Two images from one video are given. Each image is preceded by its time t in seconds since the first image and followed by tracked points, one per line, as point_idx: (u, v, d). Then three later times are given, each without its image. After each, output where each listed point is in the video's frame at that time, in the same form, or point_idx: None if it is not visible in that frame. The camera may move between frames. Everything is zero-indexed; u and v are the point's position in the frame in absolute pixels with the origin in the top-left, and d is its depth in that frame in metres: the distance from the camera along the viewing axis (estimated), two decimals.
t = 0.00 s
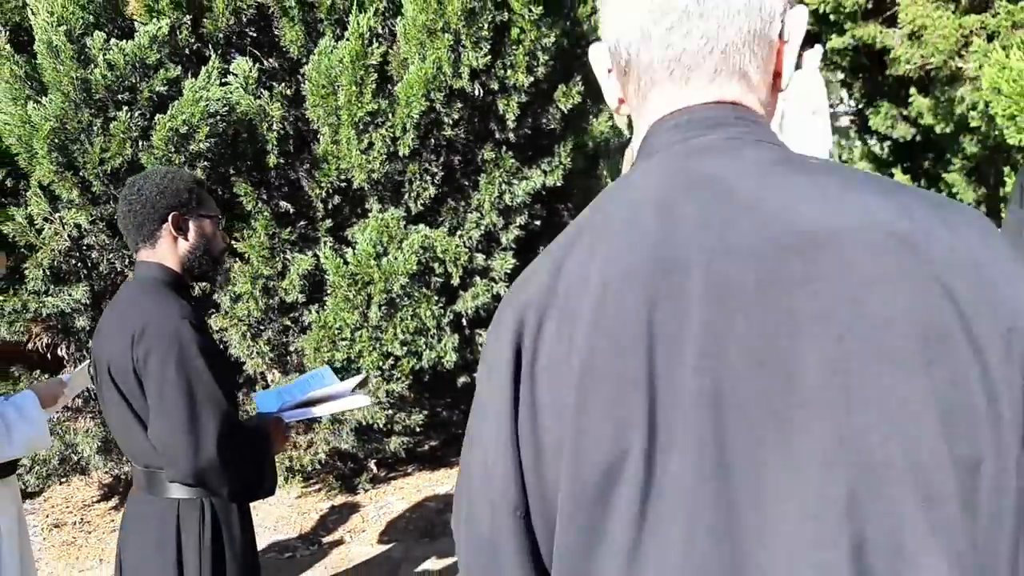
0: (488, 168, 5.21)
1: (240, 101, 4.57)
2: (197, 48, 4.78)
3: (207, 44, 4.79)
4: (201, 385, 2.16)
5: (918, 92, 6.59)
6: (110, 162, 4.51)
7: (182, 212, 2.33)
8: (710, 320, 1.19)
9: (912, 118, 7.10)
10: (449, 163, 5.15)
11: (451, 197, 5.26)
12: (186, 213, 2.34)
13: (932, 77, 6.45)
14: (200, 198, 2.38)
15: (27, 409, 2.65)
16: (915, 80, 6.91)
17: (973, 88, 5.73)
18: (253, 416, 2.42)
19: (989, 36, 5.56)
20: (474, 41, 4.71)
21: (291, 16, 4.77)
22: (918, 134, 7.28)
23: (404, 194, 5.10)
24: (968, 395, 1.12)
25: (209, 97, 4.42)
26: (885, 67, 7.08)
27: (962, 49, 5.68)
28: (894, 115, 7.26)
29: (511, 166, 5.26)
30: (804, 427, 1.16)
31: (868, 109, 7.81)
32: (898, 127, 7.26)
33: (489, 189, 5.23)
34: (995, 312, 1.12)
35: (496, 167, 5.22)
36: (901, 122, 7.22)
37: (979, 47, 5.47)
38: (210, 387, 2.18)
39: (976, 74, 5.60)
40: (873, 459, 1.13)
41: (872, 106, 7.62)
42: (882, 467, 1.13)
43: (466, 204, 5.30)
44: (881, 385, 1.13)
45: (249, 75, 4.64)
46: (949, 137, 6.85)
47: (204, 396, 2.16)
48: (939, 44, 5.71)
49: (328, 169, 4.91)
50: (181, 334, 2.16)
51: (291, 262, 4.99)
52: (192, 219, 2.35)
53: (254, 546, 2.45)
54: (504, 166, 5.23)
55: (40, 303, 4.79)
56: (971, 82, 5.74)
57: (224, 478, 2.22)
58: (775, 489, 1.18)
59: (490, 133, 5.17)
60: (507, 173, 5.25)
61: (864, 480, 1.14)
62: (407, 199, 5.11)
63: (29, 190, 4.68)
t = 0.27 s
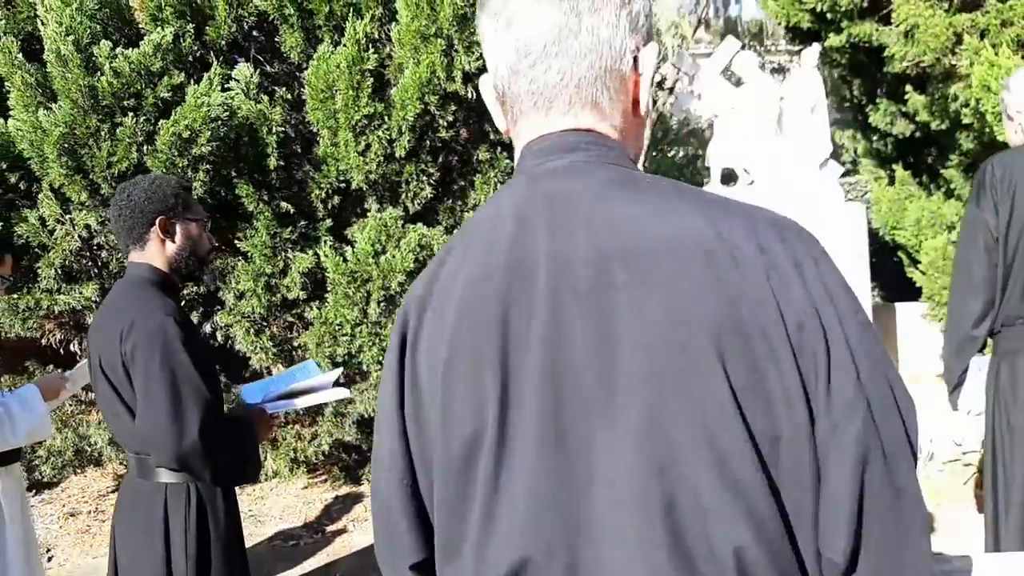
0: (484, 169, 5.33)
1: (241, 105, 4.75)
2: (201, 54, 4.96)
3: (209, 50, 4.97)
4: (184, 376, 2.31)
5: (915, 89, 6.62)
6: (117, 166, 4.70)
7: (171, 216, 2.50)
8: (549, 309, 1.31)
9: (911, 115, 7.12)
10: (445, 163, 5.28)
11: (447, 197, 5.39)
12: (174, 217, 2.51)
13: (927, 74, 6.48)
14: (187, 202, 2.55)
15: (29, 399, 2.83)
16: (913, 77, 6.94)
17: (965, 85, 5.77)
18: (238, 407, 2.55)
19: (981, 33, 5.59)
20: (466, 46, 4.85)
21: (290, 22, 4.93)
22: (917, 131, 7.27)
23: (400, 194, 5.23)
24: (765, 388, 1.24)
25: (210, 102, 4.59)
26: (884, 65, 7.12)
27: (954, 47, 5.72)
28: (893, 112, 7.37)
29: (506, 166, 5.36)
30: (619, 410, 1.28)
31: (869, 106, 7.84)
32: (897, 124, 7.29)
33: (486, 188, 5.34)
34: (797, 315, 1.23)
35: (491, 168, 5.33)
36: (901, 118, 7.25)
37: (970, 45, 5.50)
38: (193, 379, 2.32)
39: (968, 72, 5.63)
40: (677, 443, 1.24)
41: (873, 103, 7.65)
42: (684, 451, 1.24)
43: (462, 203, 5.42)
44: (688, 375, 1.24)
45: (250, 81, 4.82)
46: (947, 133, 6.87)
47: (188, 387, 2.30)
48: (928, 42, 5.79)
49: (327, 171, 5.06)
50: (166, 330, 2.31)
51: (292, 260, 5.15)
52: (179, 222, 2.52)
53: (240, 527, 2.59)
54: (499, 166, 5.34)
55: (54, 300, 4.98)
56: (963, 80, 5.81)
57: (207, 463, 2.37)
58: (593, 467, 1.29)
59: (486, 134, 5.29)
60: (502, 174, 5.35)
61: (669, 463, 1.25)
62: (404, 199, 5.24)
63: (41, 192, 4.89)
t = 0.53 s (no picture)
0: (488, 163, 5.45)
1: (251, 103, 4.94)
2: (214, 54, 5.17)
3: (222, 50, 5.18)
4: (172, 361, 2.48)
5: (924, 81, 6.60)
6: (135, 162, 4.93)
7: (163, 212, 2.69)
8: (345, 284, 1.11)
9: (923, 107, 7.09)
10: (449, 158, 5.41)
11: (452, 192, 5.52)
12: (167, 213, 2.69)
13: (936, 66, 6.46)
14: (180, 199, 2.73)
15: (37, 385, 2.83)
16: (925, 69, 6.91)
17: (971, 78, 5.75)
18: (229, 391, 2.72)
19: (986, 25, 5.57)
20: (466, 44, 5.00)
21: (299, 23, 5.14)
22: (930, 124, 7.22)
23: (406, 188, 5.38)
24: (572, 386, 1.01)
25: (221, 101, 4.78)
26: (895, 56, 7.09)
27: (958, 39, 5.71)
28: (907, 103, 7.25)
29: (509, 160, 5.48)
30: (407, 407, 1.06)
31: (883, 98, 7.81)
32: (910, 115, 7.26)
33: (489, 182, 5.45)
34: (611, 300, 1.01)
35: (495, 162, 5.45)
36: (914, 110, 7.22)
37: (974, 37, 5.49)
38: (180, 364, 2.49)
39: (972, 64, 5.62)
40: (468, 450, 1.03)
41: (886, 95, 7.62)
42: (473, 460, 1.03)
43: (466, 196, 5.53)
44: (484, 368, 1.02)
45: (260, 79, 5.02)
46: (959, 125, 6.83)
47: (175, 371, 2.48)
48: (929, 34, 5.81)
49: (335, 165, 5.22)
50: (156, 318, 2.49)
51: (302, 251, 5.29)
52: (172, 217, 2.70)
53: (228, 508, 2.73)
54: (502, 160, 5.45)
55: (76, 290, 5.24)
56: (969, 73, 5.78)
57: (193, 442, 2.54)
58: (376, 476, 1.08)
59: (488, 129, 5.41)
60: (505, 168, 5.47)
61: (455, 472, 1.04)
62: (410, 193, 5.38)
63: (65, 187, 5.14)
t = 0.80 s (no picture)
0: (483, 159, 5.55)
1: (251, 102, 5.07)
2: (216, 55, 5.29)
3: (224, 50, 5.30)
4: (152, 351, 2.61)
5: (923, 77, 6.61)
6: (138, 159, 5.07)
7: (148, 209, 2.81)
8: (265, 278, 1.21)
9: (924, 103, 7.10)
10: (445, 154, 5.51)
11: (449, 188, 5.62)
12: (152, 209, 2.81)
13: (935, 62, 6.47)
14: (165, 197, 2.85)
15: (37, 373, 2.88)
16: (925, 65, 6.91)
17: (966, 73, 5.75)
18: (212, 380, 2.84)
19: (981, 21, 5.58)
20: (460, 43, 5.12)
21: (298, 23, 5.26)
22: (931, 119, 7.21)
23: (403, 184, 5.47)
24: (462, 372, 1.11)
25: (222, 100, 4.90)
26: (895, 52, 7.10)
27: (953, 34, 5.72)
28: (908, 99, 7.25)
29: (505, 157, 5.58)
30: (316, 390, 1.16)
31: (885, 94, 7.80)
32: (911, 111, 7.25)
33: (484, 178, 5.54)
34: (498, 292, 1.11)
35: (490, 159, 5.55)
36: (915, 106, 7.21)
37: (968, 33, 5.50)
38: (160, 353, 2.62)
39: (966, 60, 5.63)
40: (370, 429, 1.13)
41: (888, 91, 7.62)
42: (371, 436, 1.13)
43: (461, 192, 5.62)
44: (383, 355, 1.12)
45: (260, 79, 5.14)
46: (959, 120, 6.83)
47: (156, 360, 2.61)
48: (925, 30, 5.80)
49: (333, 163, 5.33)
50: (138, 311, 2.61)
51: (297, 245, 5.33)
52: (156, 213, 2.82)
53: (211, 494, 2.83)
54: (497, 156, 5.55)
55: (84, 284, 5.37)
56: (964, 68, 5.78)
57: (174, 430, 2.66)
58: (289, 452, 1.18)
59: (483, 126, 5.50)
60: (500, 165, 5.56)
61: (359, 449, 1.14)
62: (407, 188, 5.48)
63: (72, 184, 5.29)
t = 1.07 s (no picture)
0: (466, 154, 5.62)
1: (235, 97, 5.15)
2: (201, 51, 5.35)
3: (209, 46, 5.36)
4: (116, 341, 2.68)
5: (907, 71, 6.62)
6: (124, 153, 5.15)
7: (117, 202, 2.86)
8: (174, 264, 1.28)
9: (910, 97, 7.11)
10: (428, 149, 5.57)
11: (433, 183, 5.67)
12: (120, 203, 2.87)
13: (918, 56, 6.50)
14: (134, 191, 2.91)
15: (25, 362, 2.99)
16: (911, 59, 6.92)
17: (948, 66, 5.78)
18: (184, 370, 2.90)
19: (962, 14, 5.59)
20: (440, 39, 5.19)
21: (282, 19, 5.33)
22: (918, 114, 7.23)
23: (387, 178, 5.53)
24: (353, 353, 1.17)
25: (205, 96, 4.97)
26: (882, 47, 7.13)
27: (936, 28, 5.75)
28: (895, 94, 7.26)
29: (487, 151, 5.64)
30: (219, 368, 1.23)
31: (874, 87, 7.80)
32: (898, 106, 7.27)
33: (467, 172, 5.60)
34: (385, 278, 1.16)
35: (473, 153, 5.61)
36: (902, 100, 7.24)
37: (950, 27, 5.53)
38: (124, 343, 2.69)
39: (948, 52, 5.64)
40: (267, 407, 1.20)
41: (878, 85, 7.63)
42: (268, 414, 1.19)
43: (445, 186, 5.68)
44: (278, 336, 1.18)
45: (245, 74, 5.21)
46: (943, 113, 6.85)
47: (120, 350, 2.68)
48: (907, 23, 5.95)
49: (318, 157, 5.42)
50: (103, 303, 2.69)
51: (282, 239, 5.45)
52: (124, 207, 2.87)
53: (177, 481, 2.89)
54: (479, 150, 5.61)
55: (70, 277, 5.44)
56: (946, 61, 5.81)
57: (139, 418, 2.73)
58: (197, 428, 1.25)
59: (466, 121, 5.56)
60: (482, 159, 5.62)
61: (258, 426, 1.21)
62: (390, 183, 5.53)
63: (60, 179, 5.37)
